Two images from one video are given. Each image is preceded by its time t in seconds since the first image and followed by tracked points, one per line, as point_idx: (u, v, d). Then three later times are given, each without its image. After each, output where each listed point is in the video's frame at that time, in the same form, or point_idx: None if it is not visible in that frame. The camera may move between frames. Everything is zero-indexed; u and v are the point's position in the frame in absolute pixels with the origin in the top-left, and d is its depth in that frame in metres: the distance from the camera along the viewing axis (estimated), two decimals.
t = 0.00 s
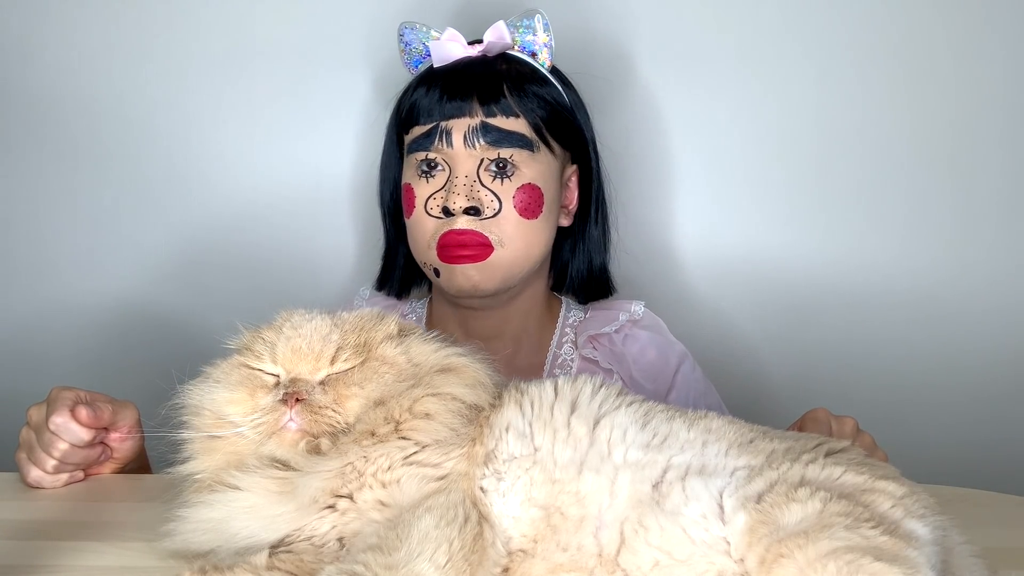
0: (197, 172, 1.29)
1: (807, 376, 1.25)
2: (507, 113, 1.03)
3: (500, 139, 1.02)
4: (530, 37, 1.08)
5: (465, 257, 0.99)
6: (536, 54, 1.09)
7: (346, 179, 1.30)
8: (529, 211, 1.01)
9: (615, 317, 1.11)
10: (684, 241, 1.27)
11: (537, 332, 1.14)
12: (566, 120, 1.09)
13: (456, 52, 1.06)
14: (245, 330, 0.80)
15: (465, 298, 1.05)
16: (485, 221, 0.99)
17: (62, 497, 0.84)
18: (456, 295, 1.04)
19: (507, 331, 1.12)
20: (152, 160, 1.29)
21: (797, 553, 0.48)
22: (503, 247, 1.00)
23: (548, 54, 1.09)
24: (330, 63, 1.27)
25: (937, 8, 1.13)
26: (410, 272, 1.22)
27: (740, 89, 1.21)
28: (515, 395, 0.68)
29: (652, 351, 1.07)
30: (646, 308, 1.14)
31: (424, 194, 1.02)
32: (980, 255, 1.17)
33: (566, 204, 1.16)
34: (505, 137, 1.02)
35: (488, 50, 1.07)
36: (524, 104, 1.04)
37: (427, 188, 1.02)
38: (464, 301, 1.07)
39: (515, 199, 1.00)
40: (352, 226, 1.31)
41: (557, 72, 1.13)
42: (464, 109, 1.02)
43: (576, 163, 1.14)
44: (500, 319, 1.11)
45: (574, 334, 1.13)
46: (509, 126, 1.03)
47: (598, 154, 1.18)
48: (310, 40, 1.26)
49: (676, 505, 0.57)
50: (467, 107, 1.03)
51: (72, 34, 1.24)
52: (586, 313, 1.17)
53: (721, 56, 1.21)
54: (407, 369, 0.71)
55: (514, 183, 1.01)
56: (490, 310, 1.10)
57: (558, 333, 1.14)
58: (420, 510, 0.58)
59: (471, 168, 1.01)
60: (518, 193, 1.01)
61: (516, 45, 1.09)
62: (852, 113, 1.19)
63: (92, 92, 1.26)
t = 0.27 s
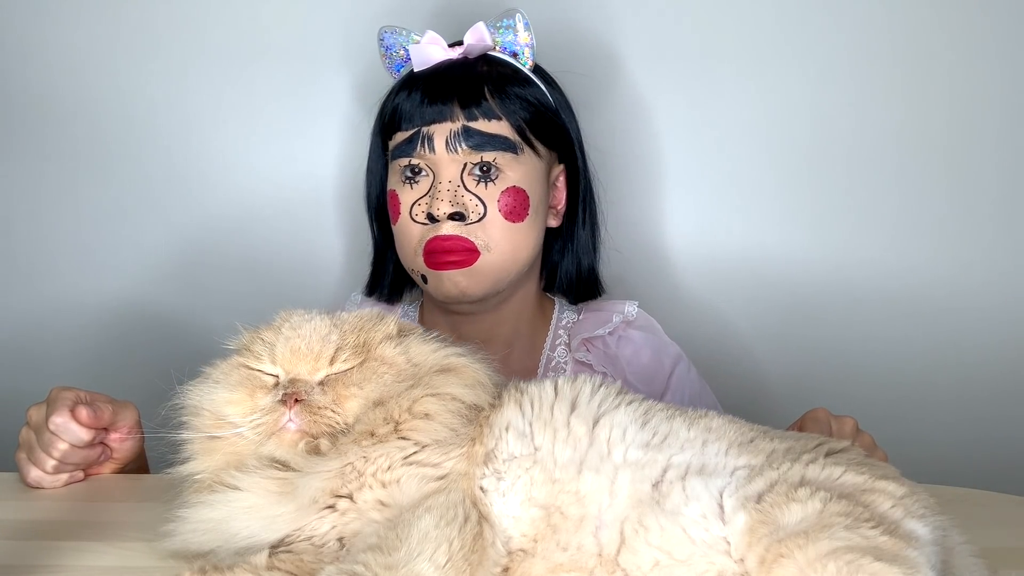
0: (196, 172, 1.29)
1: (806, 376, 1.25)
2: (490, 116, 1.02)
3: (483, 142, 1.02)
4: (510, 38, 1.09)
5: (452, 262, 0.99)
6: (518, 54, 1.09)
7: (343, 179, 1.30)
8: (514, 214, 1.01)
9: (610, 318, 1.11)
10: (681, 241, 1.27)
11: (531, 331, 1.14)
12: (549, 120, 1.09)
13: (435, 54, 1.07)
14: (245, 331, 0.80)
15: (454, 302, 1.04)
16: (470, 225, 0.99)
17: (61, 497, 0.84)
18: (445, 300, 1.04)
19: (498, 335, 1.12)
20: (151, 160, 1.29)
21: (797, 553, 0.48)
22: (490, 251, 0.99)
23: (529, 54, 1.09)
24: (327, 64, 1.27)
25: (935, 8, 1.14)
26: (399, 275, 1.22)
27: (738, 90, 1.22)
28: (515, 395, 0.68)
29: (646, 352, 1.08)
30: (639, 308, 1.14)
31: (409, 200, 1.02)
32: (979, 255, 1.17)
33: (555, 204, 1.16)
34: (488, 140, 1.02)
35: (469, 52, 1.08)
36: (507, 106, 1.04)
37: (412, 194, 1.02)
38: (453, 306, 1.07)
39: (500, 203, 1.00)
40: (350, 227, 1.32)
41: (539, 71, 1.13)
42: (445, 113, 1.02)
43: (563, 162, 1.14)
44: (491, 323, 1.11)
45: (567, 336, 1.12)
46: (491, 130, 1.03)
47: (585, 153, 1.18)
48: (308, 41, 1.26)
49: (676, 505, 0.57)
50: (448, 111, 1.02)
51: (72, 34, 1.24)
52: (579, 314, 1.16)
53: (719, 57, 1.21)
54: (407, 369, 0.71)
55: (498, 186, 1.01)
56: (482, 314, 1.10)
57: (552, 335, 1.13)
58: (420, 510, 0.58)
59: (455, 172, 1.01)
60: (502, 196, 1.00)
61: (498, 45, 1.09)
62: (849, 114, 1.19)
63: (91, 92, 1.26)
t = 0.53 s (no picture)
0: (196, 173, 1.29)
1: (806, 377, 1.25)
2: (479, 119, 1.02)
3: (473, 146, 1.01)
4: (497, 39, 1.09)
5: (445, 267, 0.99)
6: (505, 55, 1.10)
7: (342, 180, 1.31)
8: (506, 217, 1.01)
9: (604, 320, 1.11)
10: (680, 242, 1.28)
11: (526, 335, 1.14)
12: (538, 120, 1.09)
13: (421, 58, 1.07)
14: (245, 331, 0.80)
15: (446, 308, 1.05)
16: (461, 230, 0.99)
17: (61, 497, 0.84)
18: (438, 305, 1.04)
19: (492, 339, 1.12)
20: (152, 161, 1.29)
21: (797, 553, 0.48)
22: (482, 255, 1.00)
23: (517, 55, 1.09)
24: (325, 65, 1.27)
25: (934, 9, 1.14)
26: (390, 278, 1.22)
27: (737, 91, 1.22)
28: (514, 394, 0.68)
29: (640, 353, 1.07)
30: (633, 309, 1.14)
31: (400, 205, 1.02)
32: (979, 255, 1.17)
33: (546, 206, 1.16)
34: (478, 143, 1.02)
35: (456, 53, 1.08)
36: (495, 108, 1.04)
37: (402, 200, 1.02)
38: (447, 312, 1.07)
39: (491, 207, 1.00)
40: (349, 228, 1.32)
41: (528, 72, 1.13)
42: (433, 117, 1.02)
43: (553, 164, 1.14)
44: (484, 326, 1.11)
45: (562, 338, 1.13)
46: (481, 132, 1.02)
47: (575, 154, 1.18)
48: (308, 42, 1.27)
49: (676, 505, 0.57)
50: (436, 115, 1.02)
51: (71, 35, 1.24)
52: (573, 315, 1.18)
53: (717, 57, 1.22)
54: (406, 369, 0.70)
55: (489, 190, 1.01)
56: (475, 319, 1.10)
57: (546, 337, 1.14)
58: (420, 510, 0.58)
59: (445, 177, 1.01)
60: (493, 200, 1.00)
61: (485, 47, 1.10)
62: (846, 114, 1.19)
63: (92, 92, 1.26)
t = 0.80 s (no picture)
0: (196, 173, 1.30)
1: (806, 377, 1.24)
2: (471, 120, 1.03)
3: (465, 147, 1.01)
4: (488, 40, 1.10)
5: (437, 270, 0.98)
6: (496, 56, 1.10)
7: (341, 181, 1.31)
8: (498, 218, 1.01)
9: (597, 322, 1.11)
10: (680, 242, 1.28)
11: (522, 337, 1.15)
12: (530, 120, 1.09)
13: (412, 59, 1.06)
14: (245, 331, 0.80)
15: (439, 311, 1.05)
16: (453, 232, 0.98)
17: (60, 497, 0.84)
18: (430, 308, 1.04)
19: (485, 342, 1.11)
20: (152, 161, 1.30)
21: (797, 553, 0.48)
22: (475, 257, 0.99)
23: (508, 56, 1.10)
24: (325, 66, 1.28)
25: (933, 8, 1.14)
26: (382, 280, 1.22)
27: (736, 91, 1.23)
28: (514, 394, 0.68)
29: (635, 354, 1.07)
30: (626, 310, 1.14)
31: (392, 207, 1.02)
32: (980, 255, 1.17)
33: (538, 207, 1.17)
34: (470, 145, 1.02)
35: (446, 55, 1.07)
36: (487, 108, 1.04)
37: (395, 202, 1.02)
38: (439, 315, 1.07)
39: (483, 208, 1.00)
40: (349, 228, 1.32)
41: (519, 72, 1.14)
42: (424, 118, 1.02)
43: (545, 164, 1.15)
44: (477, 329, 1.11)
45: (555, 341, 1.12)
46: (474, 133, 1.03)
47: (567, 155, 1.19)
48: (308, 43, 1.28)
49: (676, 505, 0.57)
50: (427, 117, 1.02)
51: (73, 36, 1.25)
52: (566, 317, 1.17)
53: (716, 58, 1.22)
54: (406, 369, 0.70)
55: (481, 191, 1.00)
56: (468, 321, 1.10)
57: (539, 340, 1.13)
58: (420, 510, 0.58)
59: (436, 178, 1.01)
60: (485, 201, 1.00)
61: (476, 48, 1.10)
62: (845, 114, 1.20)
63: (94, 92, 1.27)
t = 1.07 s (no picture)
0: (196, 172, 1.30)
1: (806, 378, 1.24)
2: (466, 120, 1.03)
3: (460, 148, 1.01)
4: (483, 40, 1.09)
5: (432, 271, 0.98)
6: (491, 56, 1.10)
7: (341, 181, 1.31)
8: (493, 219, 1.01)
9: (593, 322, 1.11)
10: (680, 242, 1.28)
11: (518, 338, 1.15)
12: (525, 121, 1.09)
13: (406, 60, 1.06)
14: (245, 331, 0.80)
15: (433, 312, 1.04)
16: (448, 233, 0.99)
17: (60, 497, 0.84)
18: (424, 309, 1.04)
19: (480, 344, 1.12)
20: (153, 161, 1.30)
21: (797, 553, 0.48)
22: (470, 258, 0.99)
23: (503, 57, 1.10)
24: (324, 67, 1.29)
25: (934, 7, 1.14)
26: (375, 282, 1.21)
27: (736, 91, 1.23)
28: (515, 394, 0.68)
29: (631, 354, 1.07)
30: (621, 309, 1.14)
31: (387, 208, 1.02)
32: (980, 255, 1.17)
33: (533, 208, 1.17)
34: (465, 145, 1.02)
35: (441, 55, 1.08)
36: (482, 109, 1.04)
37: (389, 203, 1.02)
38: (433, 317, 1.08)
39: (478, 209, 1.00)
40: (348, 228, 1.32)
41: (513, 73, 1.14)
42: (419, 118, 1.02)
43: (540, 165, 1.15)
44: (472, 331, 1.11)
45: (550, 342, 1.12)
46: (469, 133, 1.03)
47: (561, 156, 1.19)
48: (309, 43, 1.28)
49: (676, 505, 0.57)
50: (422, 117, 1.02)
51: (73, 36, 1.25)
52: (561, 317, 1.17)
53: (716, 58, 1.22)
54: (406, 369, 0.70)
55: (476, 192, 1.01)
56: (462, 323, 1.10)
57: (534, 341, 1.13)
58: (420, 510, 0.58)
59: (431, 179, 1.01)
60: (480, 202, 1.00)
61: (470, 48, 1.10)
62: (844, 115, 1.20)
63: (94, 92, 1.27)
